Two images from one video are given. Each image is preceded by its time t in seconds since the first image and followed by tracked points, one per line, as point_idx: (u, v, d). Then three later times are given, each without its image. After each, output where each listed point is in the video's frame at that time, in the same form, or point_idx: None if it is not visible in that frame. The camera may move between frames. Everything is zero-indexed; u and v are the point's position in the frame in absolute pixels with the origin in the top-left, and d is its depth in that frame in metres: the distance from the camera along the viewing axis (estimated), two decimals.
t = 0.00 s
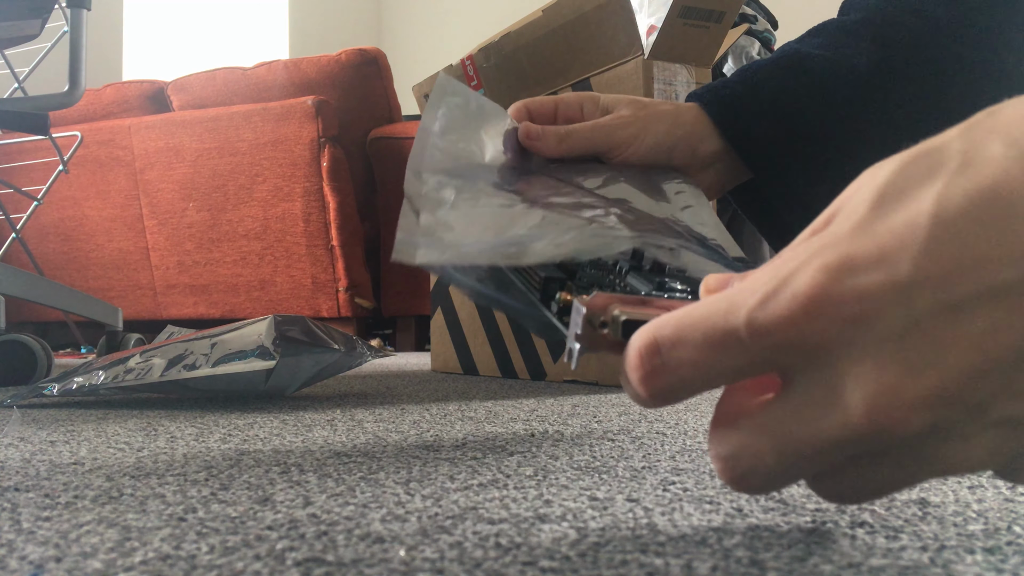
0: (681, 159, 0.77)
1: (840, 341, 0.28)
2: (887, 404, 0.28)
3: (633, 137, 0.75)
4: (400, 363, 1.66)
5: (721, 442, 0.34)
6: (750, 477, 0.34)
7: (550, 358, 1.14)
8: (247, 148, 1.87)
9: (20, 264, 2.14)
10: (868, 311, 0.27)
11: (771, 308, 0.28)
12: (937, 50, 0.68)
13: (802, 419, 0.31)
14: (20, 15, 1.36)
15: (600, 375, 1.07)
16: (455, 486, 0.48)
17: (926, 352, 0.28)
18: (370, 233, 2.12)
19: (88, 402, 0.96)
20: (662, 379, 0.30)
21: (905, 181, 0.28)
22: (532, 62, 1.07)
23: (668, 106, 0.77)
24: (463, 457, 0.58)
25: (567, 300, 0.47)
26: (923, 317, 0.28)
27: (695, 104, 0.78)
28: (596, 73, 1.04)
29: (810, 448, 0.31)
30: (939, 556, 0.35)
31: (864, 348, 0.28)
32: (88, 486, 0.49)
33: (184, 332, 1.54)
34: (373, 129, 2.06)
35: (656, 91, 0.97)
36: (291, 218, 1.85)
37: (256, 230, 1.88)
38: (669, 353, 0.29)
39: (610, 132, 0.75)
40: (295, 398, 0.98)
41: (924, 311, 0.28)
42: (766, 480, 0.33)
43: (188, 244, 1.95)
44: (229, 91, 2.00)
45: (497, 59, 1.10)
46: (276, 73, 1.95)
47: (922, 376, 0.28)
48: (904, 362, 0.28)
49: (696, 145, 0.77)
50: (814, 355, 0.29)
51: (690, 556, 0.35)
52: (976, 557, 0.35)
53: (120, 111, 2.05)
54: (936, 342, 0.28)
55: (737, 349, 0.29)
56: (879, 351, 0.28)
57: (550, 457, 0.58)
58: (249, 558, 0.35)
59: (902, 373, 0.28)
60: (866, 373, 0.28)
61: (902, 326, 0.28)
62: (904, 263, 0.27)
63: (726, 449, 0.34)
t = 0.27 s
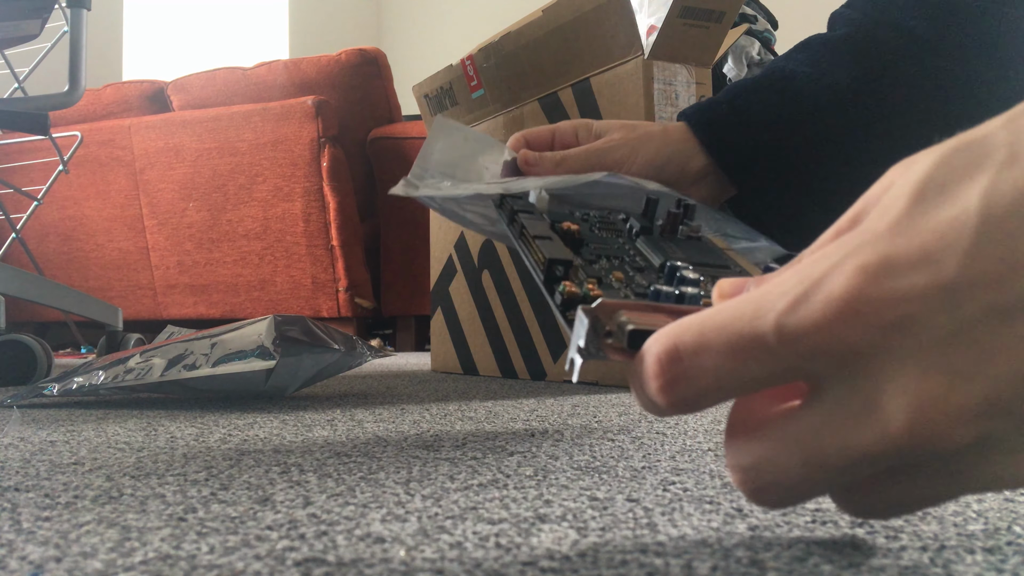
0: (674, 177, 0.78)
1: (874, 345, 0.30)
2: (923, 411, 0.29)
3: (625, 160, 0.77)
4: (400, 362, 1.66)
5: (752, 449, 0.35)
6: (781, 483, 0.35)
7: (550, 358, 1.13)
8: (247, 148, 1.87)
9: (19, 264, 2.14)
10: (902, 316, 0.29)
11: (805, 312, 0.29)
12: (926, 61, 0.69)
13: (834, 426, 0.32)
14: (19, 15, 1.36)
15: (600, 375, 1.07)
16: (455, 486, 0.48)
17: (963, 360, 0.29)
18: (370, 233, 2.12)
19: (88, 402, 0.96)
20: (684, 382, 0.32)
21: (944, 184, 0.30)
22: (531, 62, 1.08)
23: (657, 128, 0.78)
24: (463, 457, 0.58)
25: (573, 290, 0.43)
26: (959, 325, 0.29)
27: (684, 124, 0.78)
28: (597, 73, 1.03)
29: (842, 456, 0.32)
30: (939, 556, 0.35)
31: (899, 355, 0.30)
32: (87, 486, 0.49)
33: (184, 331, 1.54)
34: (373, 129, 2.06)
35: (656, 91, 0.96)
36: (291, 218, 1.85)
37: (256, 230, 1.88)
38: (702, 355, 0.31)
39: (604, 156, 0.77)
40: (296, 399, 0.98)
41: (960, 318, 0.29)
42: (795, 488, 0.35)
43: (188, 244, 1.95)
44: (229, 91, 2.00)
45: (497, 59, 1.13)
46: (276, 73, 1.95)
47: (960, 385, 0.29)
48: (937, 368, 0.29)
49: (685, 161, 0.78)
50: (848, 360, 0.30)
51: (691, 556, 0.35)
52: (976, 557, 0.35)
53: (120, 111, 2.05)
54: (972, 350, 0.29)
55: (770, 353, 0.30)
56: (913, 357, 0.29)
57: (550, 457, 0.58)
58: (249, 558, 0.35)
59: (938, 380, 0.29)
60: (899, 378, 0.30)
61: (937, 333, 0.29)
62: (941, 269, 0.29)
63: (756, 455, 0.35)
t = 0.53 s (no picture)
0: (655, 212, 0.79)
1: (887, 333, 0.28)
2: (940, 403, 0.28)
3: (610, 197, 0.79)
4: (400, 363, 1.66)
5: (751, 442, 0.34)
6: (782, 476, 0.33)
7: (550, 359, 1.13)
8: (247, 148, 1.87)
9: (20, 264, 2.14)
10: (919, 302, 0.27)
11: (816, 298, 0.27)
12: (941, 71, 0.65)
13: (843, 418, 0.30)
14: (19, 15, 1.36)
15: (600, 375, 1.06)
16: (455, 486, 0.48)
17: (981, 350, 0.27)
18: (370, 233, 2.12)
19: (88, 402, 0.96)
20: (688, 374, 0.29)
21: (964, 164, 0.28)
22: (530, 62, 1.09)
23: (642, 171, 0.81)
24: (463, 457, 0.58)
25: (573, 273, 0.42)
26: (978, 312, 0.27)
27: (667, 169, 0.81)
28: (597, 73, 1.02)
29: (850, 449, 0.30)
30: (939, 556, 0.35)
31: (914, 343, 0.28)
32: (88, 486, 0.49)
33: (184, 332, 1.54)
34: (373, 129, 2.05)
35: (656, 91, 0.96)
36: (291, 218, 1.85)
37: (256, 230, 1.88)
38: (709, 344, 0.29)
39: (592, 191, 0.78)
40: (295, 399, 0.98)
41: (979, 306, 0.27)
42: (798, 481, 0.33)
43: (188, 244, 1.95)
44: (229, 91, 2.00)
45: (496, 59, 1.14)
46: (276, 73, 1.95)
47: (977, 376, 0.27)
48: (953, 358, 0.27)
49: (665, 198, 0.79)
50: (859, 349, 0.28)
51: (690, 556, 0.35)
52: (975, 557, 0.35)
53: (120, 111, 2.05)
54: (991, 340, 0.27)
55: (779, 341, 0.28)
56: (928, 345, 0.28)
57: (550, 457, 0.58)
58: (249, 558, 0.35)
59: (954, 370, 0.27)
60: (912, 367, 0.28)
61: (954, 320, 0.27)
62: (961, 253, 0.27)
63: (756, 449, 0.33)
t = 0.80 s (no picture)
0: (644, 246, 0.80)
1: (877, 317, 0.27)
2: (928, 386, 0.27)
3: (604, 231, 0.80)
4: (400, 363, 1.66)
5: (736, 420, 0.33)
6: (767, 456, 0.33)
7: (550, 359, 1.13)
8: (247, 148, 1.87)
9: (20, 264, 2.14)
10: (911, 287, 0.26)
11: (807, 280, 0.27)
12: (958, 90, 0.64)
13: (830, 398, 0.30)
14: (19, 15, 1.36)
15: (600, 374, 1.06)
16: (454, 486, 0.48)
17: (969, 332, 0.27)
18: (370, 233, 2.12)
19: (88, 403, 0.96)
20: (677, 352, 0.29)
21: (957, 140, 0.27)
22: (530, 62, 1.08)
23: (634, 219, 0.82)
24: (463, 457, 0.58)
25: (570, 245, 0.43)
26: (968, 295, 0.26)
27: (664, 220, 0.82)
28: (597, 73, 1.03)
29: (836, 428, 0.30)
30: (939, 556, 0.35)
31: (903, 326, 0.27)
32: (88, 486, 0.49)
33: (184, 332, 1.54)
34: (373, 129, 2.06)
35: (655, 91, 0.96)
36: (291, 218, 1.85)
37: (256, 230, 1.88)
38: (696, 326, 0.28)
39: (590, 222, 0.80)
40: (295, 399, 0.98)
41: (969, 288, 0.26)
42: (785, 462, 0.33)
43: (188, 244, 1.95)
44: (229, 91, 2.00)
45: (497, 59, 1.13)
46: (276, 73, 1.95)
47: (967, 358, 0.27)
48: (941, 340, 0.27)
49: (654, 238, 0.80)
50: (848, 332, 0.28)
51: (690, 555, 0.35)
52: (975, 557, 0.35)
53: (120, 111, 2.05)
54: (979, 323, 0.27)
55: (767, 322, 0.28)
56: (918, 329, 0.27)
57: (550, 457, 0.58)
58: (249, 558, 0.35)
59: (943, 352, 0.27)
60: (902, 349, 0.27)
61: (945, 303, 0.27)
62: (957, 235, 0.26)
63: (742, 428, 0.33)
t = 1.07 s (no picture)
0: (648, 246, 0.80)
1: (846, 302, 0.28)
2: (894, 373, 0.28)
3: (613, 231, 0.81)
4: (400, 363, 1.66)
5: (714, 403, 0.34)
6: (744, 438, 0.34)
7: (550, 359, 1.13)
8: (247, 148, 1.87)
9: (20, 264, 2.14)
10: (880, 273, 0.27)
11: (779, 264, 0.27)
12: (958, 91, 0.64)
13: (802, 381, 0.30)
14: (19, 15, 1.36)
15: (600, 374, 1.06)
16: (455, 486, 0.48)
17: (938, 320, 0.27)
18: (370, 233, 2.12)
19: (88, 402, 0.95)
20: (659, 331, 0.30)
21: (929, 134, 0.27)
22: (530, 61, 1.08)
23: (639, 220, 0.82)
24: (463, 457, 0.58)
25: (568, 217, 0.44)
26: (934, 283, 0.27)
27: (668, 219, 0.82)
28: (597, 73, 1.04)
29: (808, 411, 0.31)
30: (938, 556, 0.35)
31: (872, 312, 0.28)
32: (88, 487, 0.49)
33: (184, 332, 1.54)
34: (373, 129, 2.06)
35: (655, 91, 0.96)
36: (291, 218, 1.85)
37: (256, 230, 1.88)
38: (672, 306, 0.29)
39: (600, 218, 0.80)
40: (295, 398, 0.98)
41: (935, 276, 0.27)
42: (760, 440, 0.33)
43: (188, 244, 1.95)
44: (229, 91, 2.00)
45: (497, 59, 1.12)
46: (276, 73, 1.95)
47: (933, 344, 0.27)
48: (909, 326, 0.27)
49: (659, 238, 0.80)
50: (819, 315, 0.28)
51: (690, 555, 0.35)
52: (975, 557, 0.35)
53: (120, 111, 2.05)
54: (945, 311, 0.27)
55: (741, 306, 0.28)
56: (886, 315, 0.28)
57: (550, 457, 0.58)
58: (249, 558, 0.35)
59: (911, 339, 0.27)
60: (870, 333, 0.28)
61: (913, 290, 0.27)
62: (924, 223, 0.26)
63: (720, 410, 0.34)
